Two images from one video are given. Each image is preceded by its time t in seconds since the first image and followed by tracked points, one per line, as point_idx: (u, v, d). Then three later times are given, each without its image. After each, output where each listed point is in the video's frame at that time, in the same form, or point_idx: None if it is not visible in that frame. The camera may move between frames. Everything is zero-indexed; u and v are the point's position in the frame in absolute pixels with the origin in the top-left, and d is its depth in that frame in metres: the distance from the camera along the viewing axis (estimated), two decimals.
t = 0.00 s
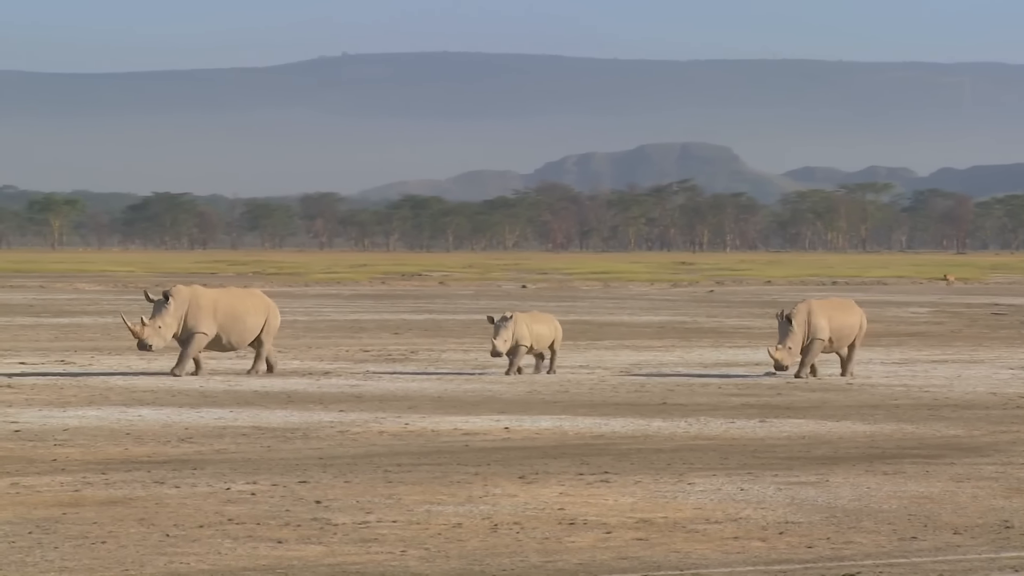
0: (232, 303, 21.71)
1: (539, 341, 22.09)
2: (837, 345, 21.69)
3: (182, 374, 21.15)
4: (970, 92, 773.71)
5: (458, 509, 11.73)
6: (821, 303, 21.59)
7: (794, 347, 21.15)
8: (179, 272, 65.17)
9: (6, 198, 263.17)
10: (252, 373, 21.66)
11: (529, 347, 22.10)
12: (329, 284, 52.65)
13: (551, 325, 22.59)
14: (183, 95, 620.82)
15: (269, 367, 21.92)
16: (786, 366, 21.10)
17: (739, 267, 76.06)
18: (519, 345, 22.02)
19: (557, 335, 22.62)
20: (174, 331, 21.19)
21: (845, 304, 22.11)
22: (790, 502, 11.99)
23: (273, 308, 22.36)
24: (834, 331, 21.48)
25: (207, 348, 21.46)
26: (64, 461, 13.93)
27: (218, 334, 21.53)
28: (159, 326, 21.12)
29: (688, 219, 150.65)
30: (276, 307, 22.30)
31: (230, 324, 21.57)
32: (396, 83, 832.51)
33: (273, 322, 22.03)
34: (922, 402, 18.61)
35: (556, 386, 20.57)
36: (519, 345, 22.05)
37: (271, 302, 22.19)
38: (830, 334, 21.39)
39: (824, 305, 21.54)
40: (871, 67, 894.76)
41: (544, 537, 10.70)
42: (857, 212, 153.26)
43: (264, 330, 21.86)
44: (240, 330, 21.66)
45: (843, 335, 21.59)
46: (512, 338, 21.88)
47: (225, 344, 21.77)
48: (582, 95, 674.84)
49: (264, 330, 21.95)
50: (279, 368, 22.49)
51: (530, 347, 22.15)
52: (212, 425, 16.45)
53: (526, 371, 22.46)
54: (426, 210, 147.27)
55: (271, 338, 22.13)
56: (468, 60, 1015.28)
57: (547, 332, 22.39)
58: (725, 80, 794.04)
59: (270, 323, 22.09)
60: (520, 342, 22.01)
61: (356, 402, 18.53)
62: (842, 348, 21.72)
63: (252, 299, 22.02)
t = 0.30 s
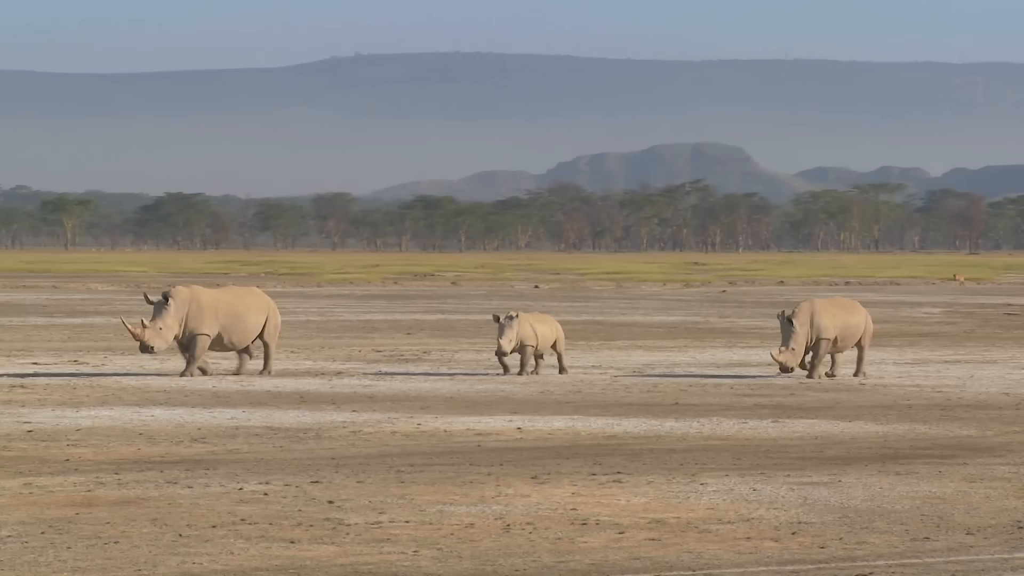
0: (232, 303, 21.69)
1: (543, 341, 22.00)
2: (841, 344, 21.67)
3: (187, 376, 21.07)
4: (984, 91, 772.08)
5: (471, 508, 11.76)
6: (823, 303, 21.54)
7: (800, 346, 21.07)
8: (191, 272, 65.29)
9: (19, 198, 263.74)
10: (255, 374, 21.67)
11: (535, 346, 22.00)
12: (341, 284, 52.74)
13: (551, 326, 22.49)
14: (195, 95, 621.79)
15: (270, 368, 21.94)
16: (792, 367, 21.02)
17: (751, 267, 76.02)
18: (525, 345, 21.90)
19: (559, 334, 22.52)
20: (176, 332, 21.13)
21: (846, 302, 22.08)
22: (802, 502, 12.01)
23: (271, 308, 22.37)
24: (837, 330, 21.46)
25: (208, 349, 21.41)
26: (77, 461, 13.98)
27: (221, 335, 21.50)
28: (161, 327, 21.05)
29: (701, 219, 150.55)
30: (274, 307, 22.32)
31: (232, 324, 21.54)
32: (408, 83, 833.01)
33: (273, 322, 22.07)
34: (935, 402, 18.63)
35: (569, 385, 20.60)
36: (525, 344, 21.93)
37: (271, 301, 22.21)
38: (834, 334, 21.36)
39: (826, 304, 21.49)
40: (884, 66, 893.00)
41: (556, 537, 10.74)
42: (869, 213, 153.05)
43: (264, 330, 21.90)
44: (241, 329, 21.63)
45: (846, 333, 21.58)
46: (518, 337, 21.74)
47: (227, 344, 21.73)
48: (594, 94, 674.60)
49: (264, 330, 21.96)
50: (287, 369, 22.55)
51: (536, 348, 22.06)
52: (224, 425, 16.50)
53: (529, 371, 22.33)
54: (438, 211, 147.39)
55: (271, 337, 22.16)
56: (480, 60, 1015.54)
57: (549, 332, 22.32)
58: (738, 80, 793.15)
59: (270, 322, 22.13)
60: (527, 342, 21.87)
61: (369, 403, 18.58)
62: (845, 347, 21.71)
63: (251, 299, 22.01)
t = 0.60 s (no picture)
0: (230, 303, 21.59)
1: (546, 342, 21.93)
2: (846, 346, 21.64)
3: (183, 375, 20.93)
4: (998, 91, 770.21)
5: (482, 509, 11.77)
6: (825, 305, 21.56)
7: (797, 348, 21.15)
8: (204, 272, 65.37)
9: (32, 198, 264.31)
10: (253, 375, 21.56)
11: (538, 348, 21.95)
12: (354, 284, 52.75)
13: (551, 326, 22.37)
14: (207, 95, 622.85)
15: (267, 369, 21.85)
16: (787, 369, 21.06)
17: (763, 267, 75.88)
18: (528, 346, 21.84)
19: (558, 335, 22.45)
20: (173, 330, 21.02)
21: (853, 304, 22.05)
22: (814, 502, 12.01)
23: (270, 310, 22.26)
24: (841, 333, 21.42)
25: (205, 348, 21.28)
26: (89, 461, 14.02)
27: (219, 334, 21.38)
28: (158, 325, 20.94)
29: (713, 220, 150.38)
30: (273, 310, 22.20)
31: (230, 325, 21.45)
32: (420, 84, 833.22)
33: (271, 324, 21.97)
34: (948, 402, 18.61)
35: (582, 385, 20.60)
36: (527, 346, 21.88)
37: (269, 303, 22.10)
38: (838, 336, 21.34)
39: (828, 306, 21.51)
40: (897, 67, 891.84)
41: (569, 537, 10.75)
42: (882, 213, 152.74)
43: (262, 331, 21.81)
44: (239, 330, 21.52)
45: (851, 336, 21.53)
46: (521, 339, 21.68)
47: (224, 345, 21.59)
48: (606, 94, 674.42)
49: (262, 332, 21.84)
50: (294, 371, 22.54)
51: (537, 349, 21.99)
52: (237, 425, 16.54)
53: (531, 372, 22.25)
54: (451, 211, 147.40)
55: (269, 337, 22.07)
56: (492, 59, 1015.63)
57: (551, 332, 22.26)
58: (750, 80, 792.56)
59: (269, 323, 22.05)
60: (529, 344, 21.81)
61: (381, 403, 18.62)
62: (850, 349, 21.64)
63: (251, 300, 21.92)
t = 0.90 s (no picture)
0: (227, 304, 21.48)
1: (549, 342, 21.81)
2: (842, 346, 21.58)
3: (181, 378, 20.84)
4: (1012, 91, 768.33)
5: (495, 508, 11.80)
6: (822, 304, 21.41)
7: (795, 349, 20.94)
8: (217, 271, 65.47)
9: (45, 198, 264.95)
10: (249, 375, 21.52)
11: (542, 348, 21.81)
12: (367, 284, 52.79)
13: (557, 326, 22.25)
14: (220, 95, 623.90)
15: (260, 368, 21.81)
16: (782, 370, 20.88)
17: (777, 267, 75.75)
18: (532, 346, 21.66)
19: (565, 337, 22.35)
20: (170, 334, 20.89)
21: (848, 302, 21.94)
22: (828, 502, 12.02)
23: (265, 308, 22.15)
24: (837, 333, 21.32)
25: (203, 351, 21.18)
26: (103, 461, 14.08)
27: (216, 336, 21.28)
28: (155, 328, 20.81)
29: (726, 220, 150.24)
30: (268, 308, 22.10)
31: (227, 326, 21.33)
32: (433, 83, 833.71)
33: (266, 324, 21.87)
34: (961, 401, 18.58)
35: (595, 386, 20.59)
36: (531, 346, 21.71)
37: (265, 302, 21.99)
38: (836, 336, 21.30)
39: (825, 306, 21.37)
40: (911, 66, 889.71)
41: (582, 536, 10.77)
42: (895, 213, 152.41)
43: (259, 331, 21.72)
44: (236, 330, 21.42)
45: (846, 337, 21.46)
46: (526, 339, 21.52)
47: (221, 345, 21.50)
48: (619, 94, 673.93)
49: (257, 332, 21.75)
50: (305, 371, 22.55)
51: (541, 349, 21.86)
52: (250, 425, 16.58)
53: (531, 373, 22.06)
54: (463, 211, 147.44)
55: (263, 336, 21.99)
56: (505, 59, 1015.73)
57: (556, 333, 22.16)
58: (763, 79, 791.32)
59: (264, 323, 21.96)
60: (532, 343, 21.61)
61: (394, 403, 18.62)
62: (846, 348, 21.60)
63: (247, 299, 21.80)
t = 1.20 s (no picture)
0: (223, 304, 21.38)
1: (553, 341, 21.79)
2: (842, 346, 21.54)
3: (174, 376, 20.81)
4: None
5: (506, 508, 11.82)
6: (820, 303, 21.40)
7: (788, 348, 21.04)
8: (228, 272, 65.55)
9: (56, 198, 265.59)
10: (245, 376, 21.32)
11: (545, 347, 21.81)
12: (378, 284, 52.80)
13: (560, 325, 22.25)
14: (230, 95, 624.60)
15: (255, 369, 21.62)
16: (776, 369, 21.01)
17: (788, 266, 75.64)
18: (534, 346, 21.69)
19: (568, 336, 22.32)
20: (165, 330, 20.93)
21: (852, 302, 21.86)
22: (839, 501, 12.00)
23: (263, 311, 21.99)
24: (833, 333, 21.30)
25: (197, 349, 21.13)
26: (115, 460, 14.12)
27: (211, 336, 21.18)
28: (150, 325, 20.87)
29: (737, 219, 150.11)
30: (267, 310, 21.93)
31: (223, 325, 21.22)
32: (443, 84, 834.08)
33: (263, 325, 21.69)
34: (973, 402, 18.55)
35: (606, 386, 20.62)
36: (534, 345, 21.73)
37: (264, 304, 21.83)
38: (828, 336, 21.18)
39: (823, 304, 21.35)
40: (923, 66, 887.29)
41: (593, 536, 10.79)
42: (906, 212, 152.17)
43: (256, 332, 21.52)
44: (231, 330, 21.27)
45: (845, 338, 21.38)
46: (529, 338, 21.54)
47: (217, 346, 21.39)
48: (630, 94, 673.78)
49: (254, 333, 21.56)
50: (317, 371, 22.59)
51: (544, 348, 21.85)
52: (261, 424, 16.60)
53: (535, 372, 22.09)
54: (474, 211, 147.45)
55: (260, 338, 21.77)
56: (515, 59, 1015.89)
57: (560, 332, 22.13)
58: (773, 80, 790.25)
59: (262, 325, 21.79)
60: (536, 343, 21.63)
61: (405, 403, 18.65)
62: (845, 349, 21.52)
63: (244, 300, 21.68)
